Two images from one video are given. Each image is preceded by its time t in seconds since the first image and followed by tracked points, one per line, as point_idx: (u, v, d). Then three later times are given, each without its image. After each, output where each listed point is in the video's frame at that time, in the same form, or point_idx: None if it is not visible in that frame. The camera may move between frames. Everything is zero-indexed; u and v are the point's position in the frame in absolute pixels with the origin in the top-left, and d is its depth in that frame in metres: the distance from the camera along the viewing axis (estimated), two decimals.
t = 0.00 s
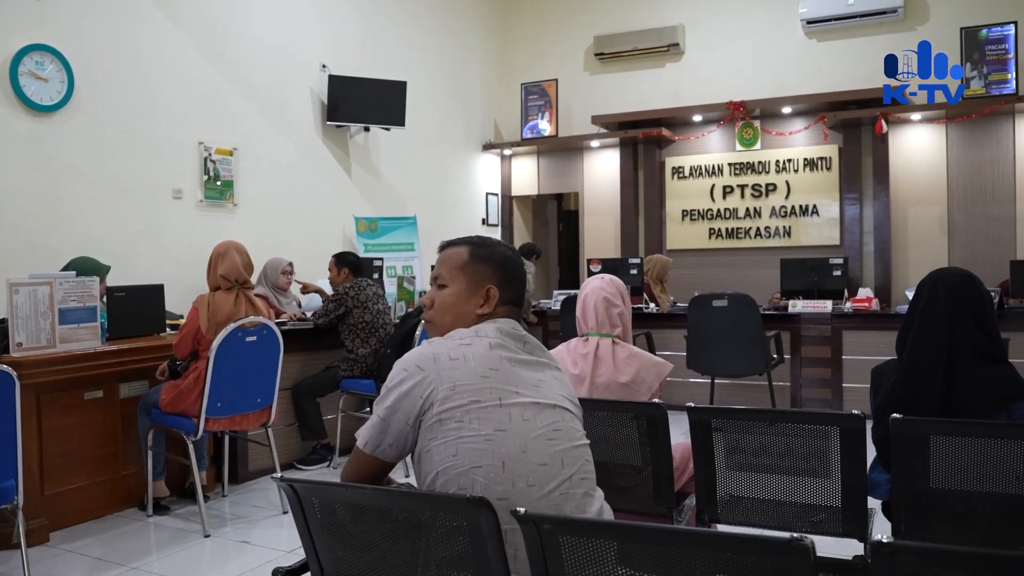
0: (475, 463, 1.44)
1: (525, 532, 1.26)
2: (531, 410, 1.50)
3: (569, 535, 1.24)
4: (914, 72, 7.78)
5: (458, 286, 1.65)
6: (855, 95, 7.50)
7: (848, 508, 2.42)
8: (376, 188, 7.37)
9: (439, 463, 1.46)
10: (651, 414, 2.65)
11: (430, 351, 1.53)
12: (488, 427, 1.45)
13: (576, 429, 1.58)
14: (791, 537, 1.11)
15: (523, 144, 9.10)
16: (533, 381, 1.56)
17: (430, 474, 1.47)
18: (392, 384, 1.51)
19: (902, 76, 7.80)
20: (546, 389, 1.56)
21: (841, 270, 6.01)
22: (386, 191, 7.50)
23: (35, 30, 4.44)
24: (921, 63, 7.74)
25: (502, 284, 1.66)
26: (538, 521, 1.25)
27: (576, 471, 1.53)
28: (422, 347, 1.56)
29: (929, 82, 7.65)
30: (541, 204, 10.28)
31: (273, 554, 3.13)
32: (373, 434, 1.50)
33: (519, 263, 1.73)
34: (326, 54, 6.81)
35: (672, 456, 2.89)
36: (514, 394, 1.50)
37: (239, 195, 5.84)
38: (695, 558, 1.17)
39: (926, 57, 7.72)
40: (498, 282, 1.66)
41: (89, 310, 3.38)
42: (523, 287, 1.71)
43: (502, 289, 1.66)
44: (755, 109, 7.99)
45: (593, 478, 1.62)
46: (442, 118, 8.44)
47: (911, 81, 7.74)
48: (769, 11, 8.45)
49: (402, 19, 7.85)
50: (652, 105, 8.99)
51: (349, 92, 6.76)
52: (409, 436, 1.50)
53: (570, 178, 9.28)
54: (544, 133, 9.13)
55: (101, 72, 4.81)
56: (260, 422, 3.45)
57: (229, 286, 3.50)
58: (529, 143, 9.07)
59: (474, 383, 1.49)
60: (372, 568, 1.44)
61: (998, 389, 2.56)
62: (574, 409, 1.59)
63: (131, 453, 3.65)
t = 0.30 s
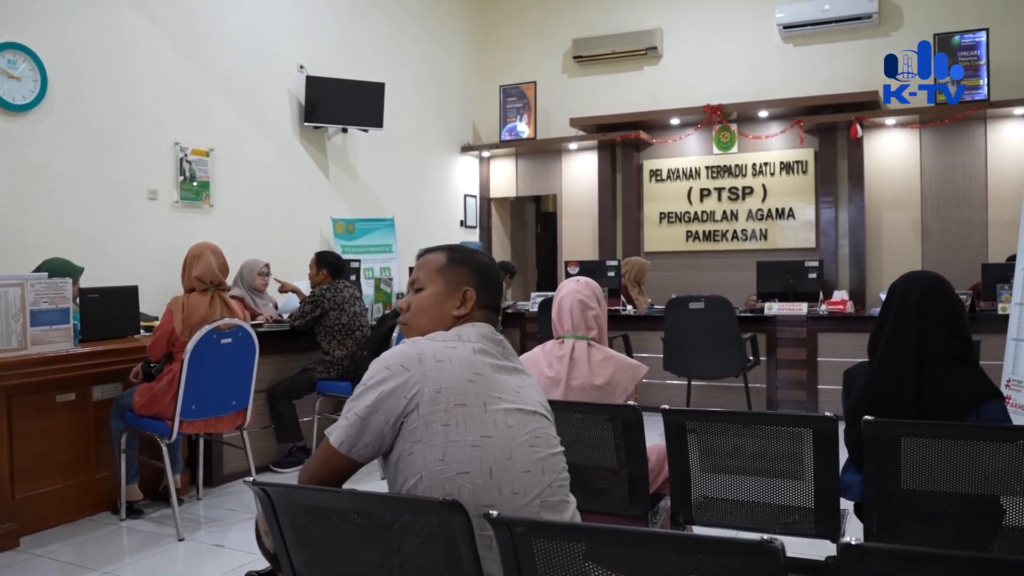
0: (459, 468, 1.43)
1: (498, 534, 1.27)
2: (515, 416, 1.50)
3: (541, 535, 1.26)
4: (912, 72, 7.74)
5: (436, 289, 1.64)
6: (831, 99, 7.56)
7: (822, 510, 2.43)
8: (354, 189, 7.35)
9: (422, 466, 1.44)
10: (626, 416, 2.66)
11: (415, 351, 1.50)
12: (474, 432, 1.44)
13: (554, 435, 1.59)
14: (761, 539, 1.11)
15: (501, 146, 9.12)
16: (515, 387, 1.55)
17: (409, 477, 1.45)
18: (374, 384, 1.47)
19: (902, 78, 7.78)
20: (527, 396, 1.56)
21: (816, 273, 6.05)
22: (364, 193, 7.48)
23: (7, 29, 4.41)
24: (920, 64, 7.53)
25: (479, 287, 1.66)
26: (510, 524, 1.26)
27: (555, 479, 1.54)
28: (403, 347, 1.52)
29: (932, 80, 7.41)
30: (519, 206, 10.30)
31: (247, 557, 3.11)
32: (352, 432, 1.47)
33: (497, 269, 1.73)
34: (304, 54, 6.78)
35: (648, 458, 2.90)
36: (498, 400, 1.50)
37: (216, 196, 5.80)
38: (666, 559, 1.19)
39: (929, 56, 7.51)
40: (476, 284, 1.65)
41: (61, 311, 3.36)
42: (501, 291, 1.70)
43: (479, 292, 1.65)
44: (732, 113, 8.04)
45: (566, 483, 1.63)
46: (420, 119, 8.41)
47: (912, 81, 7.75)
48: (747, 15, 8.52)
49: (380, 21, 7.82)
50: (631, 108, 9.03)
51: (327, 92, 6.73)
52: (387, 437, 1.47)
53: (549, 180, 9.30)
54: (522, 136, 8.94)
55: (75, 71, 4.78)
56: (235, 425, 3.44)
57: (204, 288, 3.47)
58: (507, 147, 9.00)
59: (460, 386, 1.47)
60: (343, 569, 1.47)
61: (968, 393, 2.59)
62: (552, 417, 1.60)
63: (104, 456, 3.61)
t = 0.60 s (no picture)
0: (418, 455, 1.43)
1: (470, 538, 1.28)
2: (473, 406, 1.51)
3: (513, 539, 1.27)
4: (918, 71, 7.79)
5: (389, 299, 1.66)
6: (806, 103, 7.64)
7: (793, 510, 2.47)
8: (330, 191, 7.32)
9: (381, 455, 1.43)
10: (601, 419, 2.67)
11: (372, 347, 1.52)
12: (432, 418, 1.45)
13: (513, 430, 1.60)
14: (729, 540, 1.14)
15: (478, 148, 9.12)
16: (471, 382, 1.57)
17: (370, 468, 1.44)
18: (332, 379, 1.49)
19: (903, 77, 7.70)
20: (484, 391, 1.58)
21: (791, 276, 6.11)
22: (341, 194, 7.45)
23: None
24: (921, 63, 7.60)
25: (431, 295, 1.67)
26: (483, 527, 1.27)
27: (515, 469, 1.54)
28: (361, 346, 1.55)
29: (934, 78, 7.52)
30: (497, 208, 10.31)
31: (221, 561, 3.09)
32: (311, 427, 1.48)
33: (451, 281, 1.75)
34: (280, 54, 6.75)
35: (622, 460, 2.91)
36: (456, 390, 1.51)
37: (191, 196, 5.77)
38: (636, 561, 1.21)
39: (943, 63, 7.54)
40: (428, 291, 1.67)
41: (31, 313, 3.32)
42: (455, 300, 1.72)
43: (431, 299, 1.67)
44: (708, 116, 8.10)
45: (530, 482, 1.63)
46: (396, 121, 8.37)
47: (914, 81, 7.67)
48: (723, 19, 8.59)
49: (356, 22, 7.80)
50: (608, 110, 9.07)
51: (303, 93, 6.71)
52: (347, 431, 1.48)
53: (526, 182, 9.31)
54: (500, 138, 9.10)
55: (47, 69, 4.74)
56: (208, 428, 3.41)
57: (177, 289, 3.45)
58: (485, 148, 9.09)
59: (418, 377, 1.49)
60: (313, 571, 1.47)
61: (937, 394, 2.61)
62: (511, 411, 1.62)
63: (76, 460, 3.58)
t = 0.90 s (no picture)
0: (378, 470, 1.44)
1: (439, 540, 1.28)
2: (423, 408, 1.52)
3: (481, 542, 1.28)
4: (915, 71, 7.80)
5: (321, 307, 1.62)
6: (780, 107, 7.72)
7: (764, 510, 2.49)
8: (306, 192, 7.29)
9: (342, 476, 1.44)
10: (573, 420, 2.68)
11: (314, 371, 1.49)
12: (386, 432, 1.45)
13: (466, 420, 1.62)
14: (697, 542, 1.16)
15: (455, 149, 9.12)
16: (418, 383, 1.57)
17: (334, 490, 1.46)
18: (279, 413, 1.46)
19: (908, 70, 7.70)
20: (431, 388, 1.58)
21: (764, 278, 6.15)
22: (316, 194, 7.43)
23: None
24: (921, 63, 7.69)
25: (366, 299, 1.64)
26: (452, 530, 1.28)
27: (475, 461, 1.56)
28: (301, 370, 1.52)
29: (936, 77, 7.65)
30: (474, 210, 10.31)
31: (192, 565, 3.06)
32: (266, 463, 1.46)
33: (385, 276, 1.70)
34: (255, 54, 6.72)
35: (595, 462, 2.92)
36: (404, 396, 1.51)
37: (163, 197, 5.72)
38: (606, 565, 1.21)
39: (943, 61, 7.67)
40: (362, 296, 1.63)
41: None
42: (391, 299, 1.69)
43: (366, 303, 1.64)
44: (683, 119, 8.16)
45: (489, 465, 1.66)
46: (372, 122, 8.35)
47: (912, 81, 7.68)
48: (698, 22, 8.66)
49: (332, 22, 7.78)
50: (584, 112, 9.11)
51: (278, 93, 6.70)
52: (304, 458, 1.47)
53: (501, 184, 9.28)
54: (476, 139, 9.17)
55: (17, 67, 4.70)
56: (180, 431, 3.38)
57: (148, 290, 3.42)
58: (461, 149, 9.10)
59: (365, 391, 1.48)
60: None
61: (905, 395, 2.63)
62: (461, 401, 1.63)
63: (44, 464, 3.54)
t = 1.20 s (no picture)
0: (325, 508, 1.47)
1: (407, 545, 1.30)
2: (366, 434, 1.51)
3: (447, 547, 1.30)
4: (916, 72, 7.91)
5: (238, 331, 1.63)
6: (756, 112, 7.77)
7: (735, 512, 2.51)
8: (279, 194, 7.36)
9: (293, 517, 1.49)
10: (544, 423, 2.68)
11: (243, 418, 1.48)
12: (328, 471, 1.46)
13: (422, 427, 1.61)
14: (664, 547, 1.16)
15: (430, 152, 9.16)
16: (360, 401, 1.55)
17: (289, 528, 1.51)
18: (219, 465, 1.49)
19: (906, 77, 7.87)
20: (375, 406, 1.56)
21: (738, 281, 6.23)
22: (290, 195, 7.51)
23: None
24: (921, 63, 7.82)
25: (279, 311, 1.63)
26: (419, 535, 1.30)
27: (432, 476, 1.58)
28: (232, 415, 1.51)
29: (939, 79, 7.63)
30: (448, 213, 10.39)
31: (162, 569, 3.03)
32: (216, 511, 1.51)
33: (302, 279, 1.68)
34: (230, 56, 6.77)
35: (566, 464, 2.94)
36: (343, 426, 1.50)
37: (135, 198, 5.72)
38: (575, 567, 1.23)
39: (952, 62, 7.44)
40: (273, 310, 1.62)
41: None
42: (312, 304, 1.67)
43: (280, 316, 1.63)
44: (657, 122, 8.25)
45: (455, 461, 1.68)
46: (346, 123, 8.45)
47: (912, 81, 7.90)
48: (671, 27, 8.80)
49: (309, 24, 7.87)
50: (558, 115, 9.20)
51: (253, 93, 6.76)
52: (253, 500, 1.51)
53: (477, 186, 9.33)
54: (450, 142, 9.15)
55: None
56: (151, 434, 3.35)
57: (118, 293, 3.44)
58: (436, 152, 9.14)
59: (298, 432, 1.47)
60: None
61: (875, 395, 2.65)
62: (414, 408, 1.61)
63: (11, 468, 3.50)
